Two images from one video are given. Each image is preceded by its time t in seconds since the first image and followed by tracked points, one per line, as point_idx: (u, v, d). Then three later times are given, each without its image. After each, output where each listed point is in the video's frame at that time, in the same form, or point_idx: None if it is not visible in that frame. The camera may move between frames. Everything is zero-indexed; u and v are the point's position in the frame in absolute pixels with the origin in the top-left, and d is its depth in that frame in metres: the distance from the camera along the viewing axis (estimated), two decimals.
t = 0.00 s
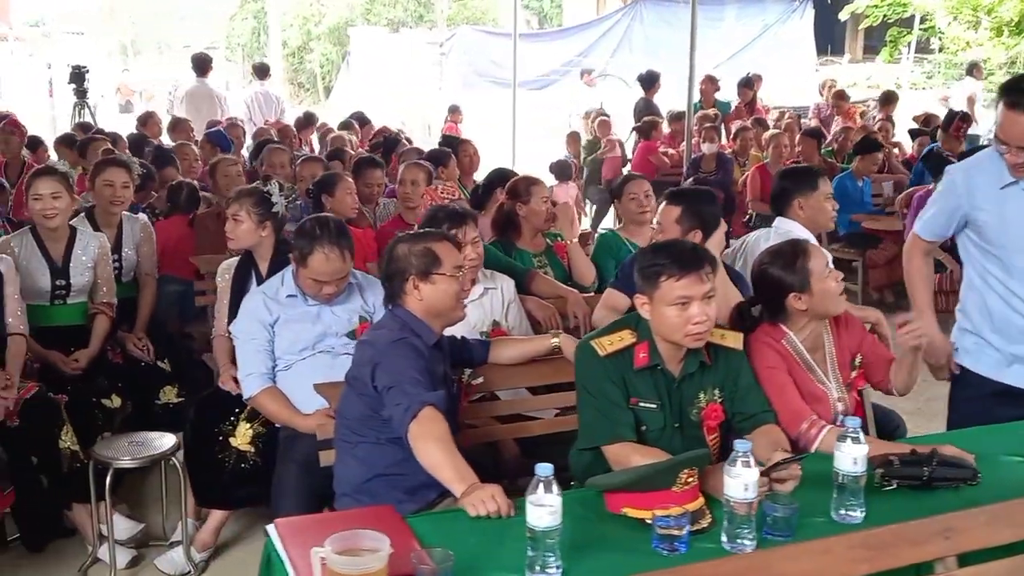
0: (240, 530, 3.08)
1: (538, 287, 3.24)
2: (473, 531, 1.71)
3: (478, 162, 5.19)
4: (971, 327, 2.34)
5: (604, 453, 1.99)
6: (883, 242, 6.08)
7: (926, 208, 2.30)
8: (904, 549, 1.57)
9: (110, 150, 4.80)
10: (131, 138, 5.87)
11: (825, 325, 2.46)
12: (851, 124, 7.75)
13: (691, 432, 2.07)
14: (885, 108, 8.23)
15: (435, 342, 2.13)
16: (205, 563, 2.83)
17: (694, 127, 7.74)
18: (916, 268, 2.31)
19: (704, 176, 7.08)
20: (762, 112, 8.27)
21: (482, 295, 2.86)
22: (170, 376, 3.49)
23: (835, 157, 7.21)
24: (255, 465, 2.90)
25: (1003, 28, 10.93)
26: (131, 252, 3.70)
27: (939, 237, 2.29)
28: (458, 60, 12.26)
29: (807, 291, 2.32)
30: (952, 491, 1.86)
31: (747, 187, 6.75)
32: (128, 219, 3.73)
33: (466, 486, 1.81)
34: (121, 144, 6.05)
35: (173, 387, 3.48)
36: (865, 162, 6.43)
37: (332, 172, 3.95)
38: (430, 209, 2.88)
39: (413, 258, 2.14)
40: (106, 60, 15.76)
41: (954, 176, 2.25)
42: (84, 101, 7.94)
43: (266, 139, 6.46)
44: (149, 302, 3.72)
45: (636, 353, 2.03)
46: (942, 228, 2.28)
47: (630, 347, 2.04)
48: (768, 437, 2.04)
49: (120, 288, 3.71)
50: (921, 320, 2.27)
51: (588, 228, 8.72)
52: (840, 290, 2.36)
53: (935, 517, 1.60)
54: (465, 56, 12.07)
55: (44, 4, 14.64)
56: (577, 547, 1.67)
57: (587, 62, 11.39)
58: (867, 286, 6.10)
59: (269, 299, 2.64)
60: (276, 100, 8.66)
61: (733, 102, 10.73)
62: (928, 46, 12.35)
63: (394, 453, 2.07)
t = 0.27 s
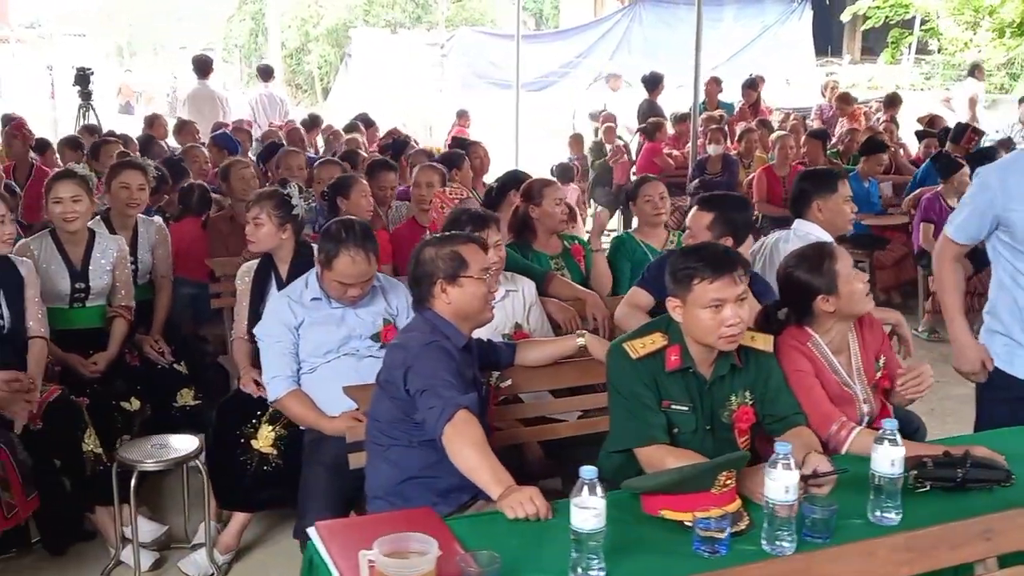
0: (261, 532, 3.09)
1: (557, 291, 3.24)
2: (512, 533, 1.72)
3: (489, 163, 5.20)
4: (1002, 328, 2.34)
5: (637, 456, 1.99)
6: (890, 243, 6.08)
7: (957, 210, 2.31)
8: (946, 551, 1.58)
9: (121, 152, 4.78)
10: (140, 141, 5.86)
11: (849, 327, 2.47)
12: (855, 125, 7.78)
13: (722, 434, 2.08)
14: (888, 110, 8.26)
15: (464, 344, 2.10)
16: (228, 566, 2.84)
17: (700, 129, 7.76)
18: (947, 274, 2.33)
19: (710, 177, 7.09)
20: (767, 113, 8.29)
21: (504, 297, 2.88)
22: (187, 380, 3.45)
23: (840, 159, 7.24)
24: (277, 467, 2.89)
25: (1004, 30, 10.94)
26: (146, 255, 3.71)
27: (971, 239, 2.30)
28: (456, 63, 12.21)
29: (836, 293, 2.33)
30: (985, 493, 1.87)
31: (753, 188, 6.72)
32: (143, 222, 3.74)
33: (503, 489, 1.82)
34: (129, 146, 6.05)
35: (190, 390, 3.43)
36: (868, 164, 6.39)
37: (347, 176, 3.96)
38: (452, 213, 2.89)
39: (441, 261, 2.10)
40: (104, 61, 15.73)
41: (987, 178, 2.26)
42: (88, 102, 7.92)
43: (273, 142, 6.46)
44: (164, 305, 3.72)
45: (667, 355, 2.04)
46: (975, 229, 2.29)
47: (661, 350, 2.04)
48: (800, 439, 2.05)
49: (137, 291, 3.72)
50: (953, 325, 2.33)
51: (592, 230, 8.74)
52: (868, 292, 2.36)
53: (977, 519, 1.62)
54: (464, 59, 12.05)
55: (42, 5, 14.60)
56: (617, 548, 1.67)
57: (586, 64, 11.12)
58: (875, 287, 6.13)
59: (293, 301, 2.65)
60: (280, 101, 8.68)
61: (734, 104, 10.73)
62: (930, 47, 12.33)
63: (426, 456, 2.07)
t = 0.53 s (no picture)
0: (283, 531, 3.11)
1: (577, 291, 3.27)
2: (551, 532, 1.74)
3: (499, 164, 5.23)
4: None
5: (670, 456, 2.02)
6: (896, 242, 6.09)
7: (984, 210, 2.34)
8: (986, 548, 1.61)
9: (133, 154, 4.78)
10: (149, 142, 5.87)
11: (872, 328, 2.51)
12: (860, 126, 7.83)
13: (751, 433, 2.10)
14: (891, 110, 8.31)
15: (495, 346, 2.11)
16: (252, 565, 2.87)
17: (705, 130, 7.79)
18: (976, 273, 2.37)
19: (716, 178, 7.11)
20: (771, 114, 8.34)
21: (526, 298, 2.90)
22: (204, 380, 3.45)
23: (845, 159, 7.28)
24: (300, 468, 2.93)
25: (1005, 30, 11.02)
26: (162, 256, 3.70)
27: (997, 239, 2.33)
28: (456, 64, 12.22)
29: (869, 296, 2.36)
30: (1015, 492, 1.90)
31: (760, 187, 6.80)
32: (159, 223, 3.73)
33: (541, 489, 1.83)
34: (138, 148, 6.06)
35: (208, 390, 3.43)
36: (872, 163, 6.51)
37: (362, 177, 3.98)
38: (475, 215, 2.91)
39: (471, 263, 2.11)
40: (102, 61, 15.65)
41: (1014, 178, 2.28)
42: (93, 104, 7.92)
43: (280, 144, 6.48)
44: (182, 307, 3.73)
45: (698, 356, 2.06)
46: (1002, 230, 2.32)
47: (692, 351, 2.06)
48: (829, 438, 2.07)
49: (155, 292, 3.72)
50: (982, 325, 2.35)
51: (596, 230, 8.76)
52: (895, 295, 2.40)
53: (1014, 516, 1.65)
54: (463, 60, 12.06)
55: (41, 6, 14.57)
56: (655, 546, 1.69)
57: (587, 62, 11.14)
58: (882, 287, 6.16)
59: (318, 303, 2.66)
60: (284, 103, 8.69)
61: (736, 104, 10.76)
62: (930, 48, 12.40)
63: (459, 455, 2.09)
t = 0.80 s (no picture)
0: (304, 530, 3.15)
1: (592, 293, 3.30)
2: (587, 527, 1.79)
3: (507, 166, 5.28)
4: None
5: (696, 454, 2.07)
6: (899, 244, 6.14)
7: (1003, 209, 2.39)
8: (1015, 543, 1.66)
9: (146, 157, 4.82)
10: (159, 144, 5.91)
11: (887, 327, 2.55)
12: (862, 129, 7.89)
13: (776, 432, 2.15)
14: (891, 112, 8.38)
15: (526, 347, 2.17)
16: (275, 563, 2.92)
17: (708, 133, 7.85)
18: (990, 271, 2.41)
19: (719, 180, 7.15)
20: (772, 117, 8.39)
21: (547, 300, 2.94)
22: (222, 381, 3.49)
23: (847, 161, 7.35)
24: (320, 467, 2.97)
25: (1004, 33, 11.09)
26: (180, 258, 3.73)
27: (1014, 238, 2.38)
28: (454, 66, 12.24)
29: (882, 296, 2.40)
30: None
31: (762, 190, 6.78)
32: (176, 225, 3.76)
33: (574, 487, 1.88)
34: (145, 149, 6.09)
35: (226, 391, 3.48)
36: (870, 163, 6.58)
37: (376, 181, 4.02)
38: (494, 219, 2.95)
39: (504, 265, 2.19)
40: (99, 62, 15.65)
41: None
42: (98, 105, 7.94)
43: (289, 147, 6.52)
44: (199, 308, 3.76)
45: (724, 357, 2.10)
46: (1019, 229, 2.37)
47: (719, 352, 2.11)
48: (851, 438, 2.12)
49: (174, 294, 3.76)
50: (999, 322, 2.39)
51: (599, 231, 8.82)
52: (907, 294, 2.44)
53: None
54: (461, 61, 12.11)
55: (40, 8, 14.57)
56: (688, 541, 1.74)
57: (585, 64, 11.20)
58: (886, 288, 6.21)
59: (344, 303, 2.72)
60: (288, 105, 8.77)
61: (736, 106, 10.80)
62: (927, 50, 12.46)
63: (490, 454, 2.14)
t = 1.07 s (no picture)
0: (322, 528, 3.20)
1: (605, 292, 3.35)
2: (616, 521, 1.83)
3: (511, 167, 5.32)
4: None
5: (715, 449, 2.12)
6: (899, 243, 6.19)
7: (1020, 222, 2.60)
8: None
9: (156, 159, 4.86)
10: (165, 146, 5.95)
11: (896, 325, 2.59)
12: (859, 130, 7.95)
13: (794, 428, 2.19)
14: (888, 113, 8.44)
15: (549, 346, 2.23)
16: (295, 560, 2.96)
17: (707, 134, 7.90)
18: (1012, 279, 2.61)
19: (719, 181, 7.17)
20: (770, 118, 8.45)
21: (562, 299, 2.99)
22: (236, 380, 3.55)
23: (845, 161, 7.41)
24: (339, 465, 3.03)
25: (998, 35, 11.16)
26: (194, 259, 3.77)
27: None
28: (451, 67, 12.28)
29: (891, 294, 2.45)
30: None
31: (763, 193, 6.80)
32: (190, 227, 3.81)
33: (600, 482, 1.92)
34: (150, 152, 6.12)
35: (240, 390, 3.54)
36: (866, 163, 6.53)
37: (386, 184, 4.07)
38: (509, 220, 3.00)
39: (528, 266, 2.24)
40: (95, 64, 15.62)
41: None
42: (100, 108, 7.97)
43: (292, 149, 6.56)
44: (212, 309, 3.79)
45: (743, 355, 2.15)
46: None
47: (738, 350, 2.15)
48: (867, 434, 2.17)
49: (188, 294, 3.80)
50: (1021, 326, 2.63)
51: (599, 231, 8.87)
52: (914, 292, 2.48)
53: None
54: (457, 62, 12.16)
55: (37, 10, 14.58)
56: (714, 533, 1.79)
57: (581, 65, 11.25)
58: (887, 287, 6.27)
59: (365, 304, 2.76)
60: (290, 107, 8.79)
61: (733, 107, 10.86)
62: (921, 51, 12.55)
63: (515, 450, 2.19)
